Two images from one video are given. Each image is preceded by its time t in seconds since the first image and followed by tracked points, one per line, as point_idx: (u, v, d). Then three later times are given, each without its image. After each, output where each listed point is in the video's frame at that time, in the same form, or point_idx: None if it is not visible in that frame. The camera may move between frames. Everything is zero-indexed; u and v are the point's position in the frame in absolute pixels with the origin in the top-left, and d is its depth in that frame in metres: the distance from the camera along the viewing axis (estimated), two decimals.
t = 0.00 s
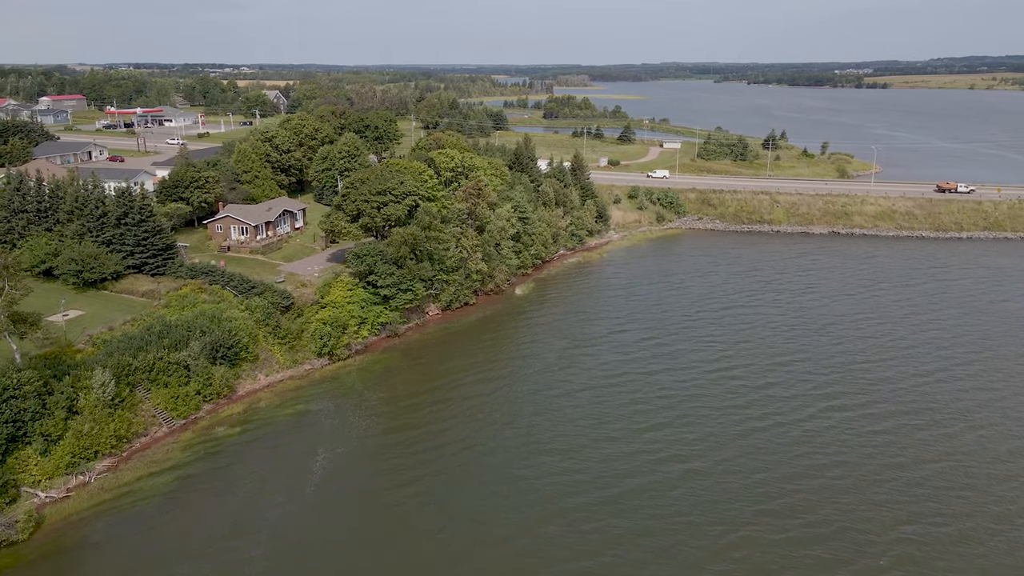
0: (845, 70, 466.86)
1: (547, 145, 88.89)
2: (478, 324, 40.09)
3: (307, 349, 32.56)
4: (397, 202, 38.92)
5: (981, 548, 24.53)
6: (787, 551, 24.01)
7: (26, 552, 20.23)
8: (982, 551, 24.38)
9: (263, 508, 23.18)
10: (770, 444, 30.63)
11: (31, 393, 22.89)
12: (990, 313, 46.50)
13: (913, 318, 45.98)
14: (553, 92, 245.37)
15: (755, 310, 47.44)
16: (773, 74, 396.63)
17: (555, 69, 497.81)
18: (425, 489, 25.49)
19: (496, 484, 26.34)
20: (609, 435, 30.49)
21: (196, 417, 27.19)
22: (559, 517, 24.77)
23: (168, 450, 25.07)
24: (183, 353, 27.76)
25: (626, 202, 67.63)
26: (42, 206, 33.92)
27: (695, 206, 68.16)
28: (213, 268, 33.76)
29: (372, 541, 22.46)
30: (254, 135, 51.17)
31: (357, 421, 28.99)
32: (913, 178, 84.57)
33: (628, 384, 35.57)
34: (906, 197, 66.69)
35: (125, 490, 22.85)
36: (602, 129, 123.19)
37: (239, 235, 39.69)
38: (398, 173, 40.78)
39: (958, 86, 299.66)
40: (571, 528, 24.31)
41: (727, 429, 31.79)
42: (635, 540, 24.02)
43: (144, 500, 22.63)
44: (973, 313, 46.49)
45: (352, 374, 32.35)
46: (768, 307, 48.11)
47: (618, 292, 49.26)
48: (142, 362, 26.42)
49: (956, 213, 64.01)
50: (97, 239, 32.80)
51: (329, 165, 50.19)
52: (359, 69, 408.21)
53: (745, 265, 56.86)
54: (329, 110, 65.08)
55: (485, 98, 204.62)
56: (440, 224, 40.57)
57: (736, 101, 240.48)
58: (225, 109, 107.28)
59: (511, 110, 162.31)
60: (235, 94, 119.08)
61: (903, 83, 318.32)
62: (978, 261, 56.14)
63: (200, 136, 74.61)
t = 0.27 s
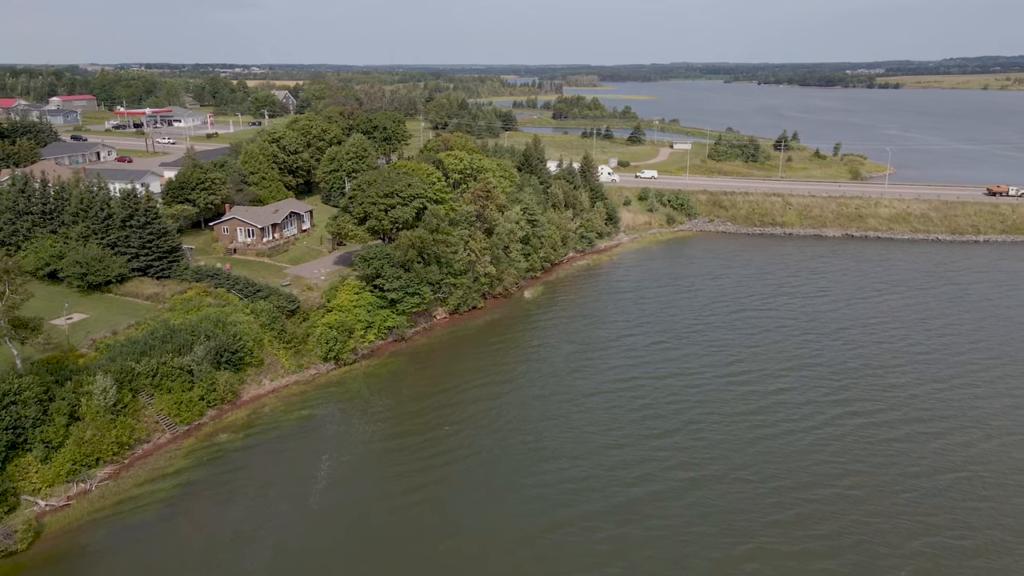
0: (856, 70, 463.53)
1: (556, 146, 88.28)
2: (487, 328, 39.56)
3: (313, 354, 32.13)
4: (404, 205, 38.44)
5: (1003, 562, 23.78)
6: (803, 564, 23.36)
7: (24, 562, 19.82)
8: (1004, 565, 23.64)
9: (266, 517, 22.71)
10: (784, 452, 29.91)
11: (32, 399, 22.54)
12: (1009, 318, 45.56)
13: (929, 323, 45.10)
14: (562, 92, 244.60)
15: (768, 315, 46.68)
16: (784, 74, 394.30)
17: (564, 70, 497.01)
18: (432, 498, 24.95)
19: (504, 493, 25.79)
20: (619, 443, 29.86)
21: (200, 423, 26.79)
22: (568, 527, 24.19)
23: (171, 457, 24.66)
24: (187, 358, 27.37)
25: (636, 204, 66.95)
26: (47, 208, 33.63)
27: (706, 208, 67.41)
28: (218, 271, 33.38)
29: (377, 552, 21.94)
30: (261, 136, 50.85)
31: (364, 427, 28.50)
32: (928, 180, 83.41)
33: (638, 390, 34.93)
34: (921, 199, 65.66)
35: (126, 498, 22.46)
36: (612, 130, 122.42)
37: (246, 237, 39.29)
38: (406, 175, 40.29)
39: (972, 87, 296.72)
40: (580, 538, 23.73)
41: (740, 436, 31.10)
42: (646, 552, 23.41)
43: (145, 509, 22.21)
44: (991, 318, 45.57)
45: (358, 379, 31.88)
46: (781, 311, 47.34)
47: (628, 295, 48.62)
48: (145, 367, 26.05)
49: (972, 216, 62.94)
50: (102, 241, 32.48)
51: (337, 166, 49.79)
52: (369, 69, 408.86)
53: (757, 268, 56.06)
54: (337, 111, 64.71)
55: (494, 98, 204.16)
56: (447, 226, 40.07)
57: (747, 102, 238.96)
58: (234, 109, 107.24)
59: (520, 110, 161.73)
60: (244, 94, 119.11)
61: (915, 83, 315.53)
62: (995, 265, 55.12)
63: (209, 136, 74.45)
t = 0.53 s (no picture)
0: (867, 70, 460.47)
1: (564, 146, 87.65)
2: (494, 332, 39.07)
3: (318, 358, 31.73)
4: (411, 207, 37.99)
5: None
6: None
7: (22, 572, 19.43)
8: None
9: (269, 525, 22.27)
10: (797, 461, 29.21)
11: (33, 405, 22.21)
12: None
13: (945, 328, 44.25)
14: (571, 92, 243.90)
15: (779, 319, 45.94)
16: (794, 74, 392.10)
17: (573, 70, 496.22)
18: (437, 507, 24.44)
19: (511, 501, 25.26)
20: (628, 450, 29.24)
21: (203, 429, 26.41)
22: (576, 537, 23.66)
23: (173, 463, 24.27)
24: (190, 362, 27.02)
25: (645, 205, 66.27)
26: (52, 209, 33.35)
27: (716, 210, 66.65)
28: (223, 274, 33.00)
29: (381, 561, 21.46)
30: (268, 137, 50.52)
31: (369, 434, 28.05)
32: (941, 181, 82.33)
33: (648, 395, 34.30)
34: (935, 201, 64.70)
35: (127, 506, 22.09)
36: (621, 130, 121.63)
37: (252, 240, 38.81)
38: (413, 177, 39.84)
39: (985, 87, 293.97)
40: (589, 548, 23.22)
41: (752, 443, 30.41)
42: (656, 563, 22.87)
43: (146, 517, 21.80)
44: (1008, 323, 44.69)
45: (364, 384, 31.46)
46: (792, 315, 46.58)
47: (637, 298, 48.01)
48: (148, 372, 25.69)
49: (988, 219, 61.94)
50: (106, 243, 32.16)
51: (344, 167, 49.40)
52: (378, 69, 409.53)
53: (768, 271, 55.31)
54: (344, 111, 64.33)
55: (503, 98, 203.73)
56: (455, 229, 39.62)
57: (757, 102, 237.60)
58: (242, 110, 107.20)
59: (528, 110, 161.20)
60: (252, 94, 119.11)
61: (928, 83, 312.85)
62: (1012, 269, 54.16)
63: (216, 137, 74.23)
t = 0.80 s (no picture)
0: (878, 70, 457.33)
1: (573, 147, 87.11)
2: (502, 336, 38.59)
3: (324, 362, 31.32)
4: (418, 209, 37.54)
5: None
6: None
7: None
8: None
9: (272, 535, 21.82)
10: (811, 469, 28.54)
11: (33, 411, 21.88)
12: None
13: (961, 333, 43.41)
14: (579, 92, 243.25)
15: (791, 322, 45.23)
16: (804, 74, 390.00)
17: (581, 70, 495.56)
18: (443, 516, 23.94)
19: (518, 510, 24.74)
20: (638, 458, 28.66)
21: (207, 434, 26.04)
22: (584, 547, 23.15)
23: (176, 470, 23.90)
24: (194, 367, 26.67)
25: (655, 207, 65.64)
26: (56, 211, 33.10)
27: (726, 212, 65.93)
28: (228, 276, 32.65)
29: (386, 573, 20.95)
30: (275, 138, 50.23)
31: (374, 440, 27.59)
32: (955, 183, 81.31)
33: (657, 400, 33.71)
34: (950, 203, 63.72)
35: (128, 514, 21.72)
36: (630, 131, 120.91)
37: (257, 241, 38.57)
38: (420, 178, 39.38)
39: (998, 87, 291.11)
40: (597, 559, 22.68)
41: (764, 451, 29.76)
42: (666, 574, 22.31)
43: (147, 525, 21.41)
44: None
45: (369, 389, 31.03)
46: (804, 319, 45.85)
47: (646, 301, 47.42)
48: (151, 376, 25.35)
49: (1004, 221, 60.93)
50: (111, 245, 31.89)
51: (351, 168, 49.04)
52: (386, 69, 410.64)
53: (779, 274, 54.60)
54: (352, 112, 63.99)
55: (511, 99, 203.35)
56: (462, 231, 39.18)
57: (767, 102, 236.36)
58: (251, 110, 107.21)
59: (537, 110, 160.70)
60: (261, 94, 119.16)
61: (940, 83, 310.20)
62: None
63: (224, 138, 74.08)
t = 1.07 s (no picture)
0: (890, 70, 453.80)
1: (583, 148, 86.49)
2: (511, 340, 38.05)
3: (330, 367, 30.88)
4: (426, 212, 37.07)
5: None
6: None
7: None
8: None
9: (274, 545, 21.35)
10: (827, 479, 27.81)
11: (34, 417, 21.54)
12: None
13: (978, 338, 42.52)
14: (589, 93, 242.55)
15: (804, 326, 44.46)
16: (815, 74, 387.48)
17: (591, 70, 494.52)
18: (449, 525, 23.40)
19: (526, 519, 24.17)
20: (648, 466, 28.02)
21: (210, 440, 25.63)
22: (591, 558, 22.58)
23: (178, 477, 23.49)
24: (198, 372, 26.28)
25: (665, 209, 64.93)
26: (61, 213, 32.85)
27: (738, 214, 65.14)
28: (233, 279, 32.29)
29: None
30: (282, 139, 49.95)
31: (380, 447, 27.10)
32: (970, 185, 80.14)
33: (668, 407, 33.04)
34: (966, 206, 62.65)
35: (129, 522, 21.31)
36: (640, 131, 120.11)
37: (263, 243, 38.26)
38: (428, 180, 38.92)
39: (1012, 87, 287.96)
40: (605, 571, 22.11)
41: (778, 459, 29.04)
42: None
43: (148, 534, 20.99)
44: None
45: (376, 394, 30.57)
46: (818, 323, 45.07)
47: (657, 305, 46.79)
48: (154, 382, 24.97)
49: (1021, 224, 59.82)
50: (116, 248, 31.60)
51: (358, 170, 48.67)
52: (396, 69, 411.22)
53: (792, 277, 53.81)
54: (360, 112, 63.62)
55: (521, 99, 202.97)
56: (470, 234, 38.69)
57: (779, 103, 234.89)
58: (260, 111, 107.26)
59: (546, 111, 160.28)
60: (271, 94, 119.25)
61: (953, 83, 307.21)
62: None
63: (233, 138, 73.98)
